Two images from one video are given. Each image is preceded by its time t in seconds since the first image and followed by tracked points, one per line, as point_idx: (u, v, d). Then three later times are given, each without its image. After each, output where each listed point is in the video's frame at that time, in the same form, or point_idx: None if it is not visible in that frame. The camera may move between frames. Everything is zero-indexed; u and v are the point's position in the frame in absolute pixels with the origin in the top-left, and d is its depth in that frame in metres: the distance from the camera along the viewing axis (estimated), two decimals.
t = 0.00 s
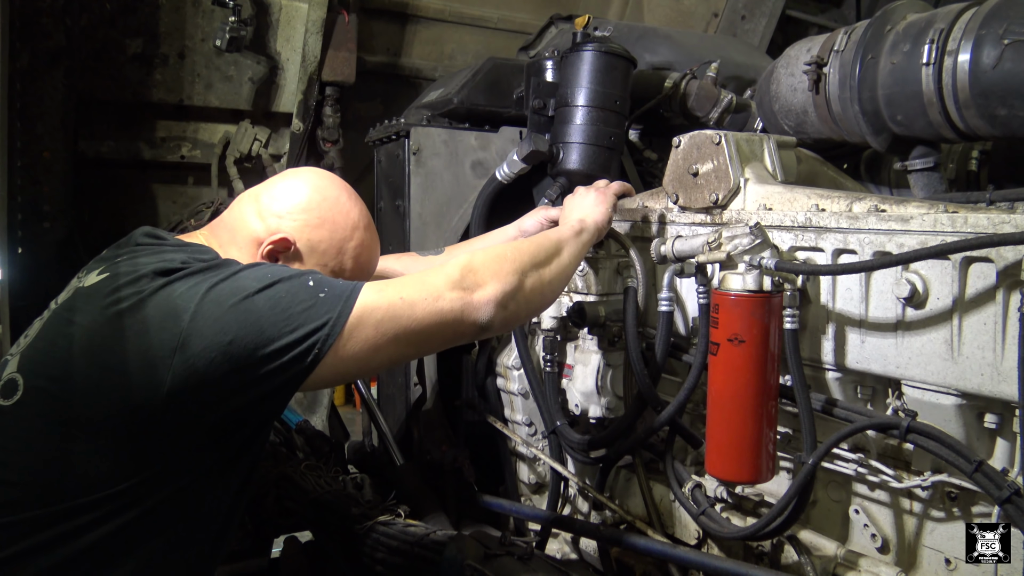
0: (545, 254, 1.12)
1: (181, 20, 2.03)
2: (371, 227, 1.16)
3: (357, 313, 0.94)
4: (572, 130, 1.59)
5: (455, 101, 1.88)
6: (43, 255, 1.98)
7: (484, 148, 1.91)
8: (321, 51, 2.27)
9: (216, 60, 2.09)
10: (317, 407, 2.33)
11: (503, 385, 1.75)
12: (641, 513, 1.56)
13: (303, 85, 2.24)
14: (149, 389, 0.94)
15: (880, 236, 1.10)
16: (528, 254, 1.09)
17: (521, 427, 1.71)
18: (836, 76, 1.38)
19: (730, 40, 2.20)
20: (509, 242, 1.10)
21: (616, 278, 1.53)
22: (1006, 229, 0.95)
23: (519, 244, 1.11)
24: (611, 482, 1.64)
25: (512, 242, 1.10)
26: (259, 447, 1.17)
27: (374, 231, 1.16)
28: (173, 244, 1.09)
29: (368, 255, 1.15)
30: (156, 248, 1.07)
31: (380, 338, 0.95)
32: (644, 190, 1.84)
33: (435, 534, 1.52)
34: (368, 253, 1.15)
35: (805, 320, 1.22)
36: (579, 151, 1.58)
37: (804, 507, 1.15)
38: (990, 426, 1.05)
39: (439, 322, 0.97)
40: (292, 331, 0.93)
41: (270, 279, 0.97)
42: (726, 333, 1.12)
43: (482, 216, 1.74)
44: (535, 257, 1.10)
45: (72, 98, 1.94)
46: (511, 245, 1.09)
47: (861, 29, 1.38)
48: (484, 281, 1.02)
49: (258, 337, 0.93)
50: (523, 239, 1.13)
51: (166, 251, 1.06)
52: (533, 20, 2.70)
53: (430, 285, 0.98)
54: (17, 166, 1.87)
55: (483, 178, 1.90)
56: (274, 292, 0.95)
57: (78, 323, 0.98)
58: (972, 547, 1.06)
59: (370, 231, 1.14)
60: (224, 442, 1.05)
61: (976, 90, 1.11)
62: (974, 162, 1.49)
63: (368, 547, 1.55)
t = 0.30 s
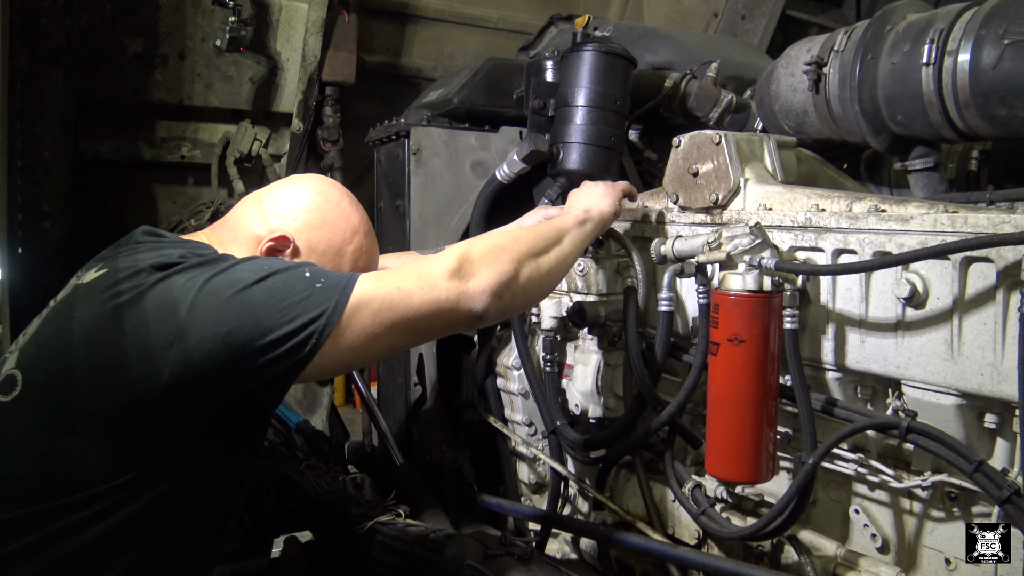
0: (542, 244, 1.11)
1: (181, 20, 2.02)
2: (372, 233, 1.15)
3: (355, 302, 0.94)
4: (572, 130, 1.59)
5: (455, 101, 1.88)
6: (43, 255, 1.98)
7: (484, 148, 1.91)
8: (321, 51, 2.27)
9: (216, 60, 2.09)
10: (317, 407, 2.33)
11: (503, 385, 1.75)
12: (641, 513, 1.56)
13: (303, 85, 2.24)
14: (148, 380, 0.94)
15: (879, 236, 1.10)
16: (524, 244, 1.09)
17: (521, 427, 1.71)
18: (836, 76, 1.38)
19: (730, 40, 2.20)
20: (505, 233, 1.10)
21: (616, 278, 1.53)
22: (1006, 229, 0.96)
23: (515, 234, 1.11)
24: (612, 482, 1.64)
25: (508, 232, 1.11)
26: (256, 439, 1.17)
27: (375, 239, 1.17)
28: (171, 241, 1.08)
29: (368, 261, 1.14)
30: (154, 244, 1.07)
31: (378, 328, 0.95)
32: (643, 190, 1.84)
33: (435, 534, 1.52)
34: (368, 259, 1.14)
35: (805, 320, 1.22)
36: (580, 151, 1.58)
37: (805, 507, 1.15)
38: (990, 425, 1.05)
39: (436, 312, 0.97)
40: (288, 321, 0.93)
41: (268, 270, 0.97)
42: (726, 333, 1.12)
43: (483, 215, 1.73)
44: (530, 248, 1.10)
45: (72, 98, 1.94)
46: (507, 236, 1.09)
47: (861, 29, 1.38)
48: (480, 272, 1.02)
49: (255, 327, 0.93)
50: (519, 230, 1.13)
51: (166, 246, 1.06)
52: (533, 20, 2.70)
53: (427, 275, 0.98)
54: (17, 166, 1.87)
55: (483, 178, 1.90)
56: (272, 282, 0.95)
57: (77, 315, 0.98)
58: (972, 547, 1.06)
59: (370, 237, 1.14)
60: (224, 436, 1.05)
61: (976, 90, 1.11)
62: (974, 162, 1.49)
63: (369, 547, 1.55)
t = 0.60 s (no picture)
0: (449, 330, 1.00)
1: (181, 20, 2.02)
2: (343, 229, 1.14)
3: (230, 360, 0.88)
4: (572, 131, 1.59)
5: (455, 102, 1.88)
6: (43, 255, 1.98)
7: (484, 148, 1.91)
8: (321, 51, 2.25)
9: (216, 60, 2.09)
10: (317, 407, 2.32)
11: (503, 385, 1.75)
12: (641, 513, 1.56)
13: (303, 85, 2.23)
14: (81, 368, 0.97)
15: (880, 236, 1.10)
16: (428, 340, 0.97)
17: (521, 427, 1.71)
18: (836, 76, 1.38)
19: (730, 40, 2.20)
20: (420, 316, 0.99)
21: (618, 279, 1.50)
22: (1006, 229, 0.96)
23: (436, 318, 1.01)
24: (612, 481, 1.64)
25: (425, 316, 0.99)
26: (240, 430, 1.20)
27: (346, 233, 1.15)
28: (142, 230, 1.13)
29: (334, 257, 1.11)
30: (129, 233, 1.12)
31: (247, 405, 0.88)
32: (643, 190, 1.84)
33: (435, 534, 1.52)
34: (334, 253, 1.11)
35: (805, 320, 1.22)
36: (579, 151, 1.58)
37: (804, 507, 1.15)
38: (990, 425, 1.05)
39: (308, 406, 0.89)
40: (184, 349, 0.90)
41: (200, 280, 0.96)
42: (726, 333, 1.12)
43: (482, 216, 1.74)
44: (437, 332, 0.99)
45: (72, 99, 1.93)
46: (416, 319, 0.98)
47: (861, 29, 1.38)
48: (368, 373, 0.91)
49: (143, 340, 0.91)
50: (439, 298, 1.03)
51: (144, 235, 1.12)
52: (533, 20, 2.70)
53: (306, 362, 0.88)
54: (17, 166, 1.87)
55: (483, 178, 1.90)
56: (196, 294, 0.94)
57: (29, 285, 1.05)
58: (972, 547, 1.06)
59: (339, 229, 1.13)
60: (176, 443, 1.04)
61: (976, 90, 1.11)
62: (974, 162, 1.49)
63: (368, 546, 1.56)
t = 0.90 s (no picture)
0: None
1: (181, 20, 2.02)
2: (284, 195, 1.05)
3: (29, 494, 0.81)
4: (572, 130, 1.59)
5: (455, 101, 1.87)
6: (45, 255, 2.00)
7: (484, 148, 1.91)
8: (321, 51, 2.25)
9: (216, 60, 2.09)
10: (317, 407, 2.32)
11: (503, 385, 1.76)
12: (641, 513, 1.56)
13: (303, 85, 2.22)
14: None
15: (880, 235, 1.10)
16: None
17: (521, 427, 1.72)
18: (836, 76, 1.38)
19: (730, 40, 2.20)
20: None
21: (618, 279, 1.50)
22: (1006, 229, 0.96)
23: None
24: (612, 482, 1.64)
25: None
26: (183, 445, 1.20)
27: (290, 196, 1.07)
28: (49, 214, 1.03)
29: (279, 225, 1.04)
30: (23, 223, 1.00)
31: None
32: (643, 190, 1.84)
33: (435, 534, 1.51)
34: (278, 221, 1.03)
35: (805, 320, 1.22)
36: (579, 151, 1.58)
37: (804, 507, 1.15)
38: (990, 425, 1.05)
39: None
40: (59, 419, 0.87)
41: (57, 315, 0.90)
42: (726, 333, 1.12)
43: (482, 216, 1.74)
44: None
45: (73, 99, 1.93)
46: None
47: (861, 29, 1.38)
48: None
49: None
50: None
51: (79, 221, 1.04)
52: (533, 20, 2.69)
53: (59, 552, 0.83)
54: (17, 167, 1.87)
55: (483, 178, 1.90)
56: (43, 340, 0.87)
57: None
58: (971, 547, 1.06)
59: (281, 195, 1.05)
60: (130, 469, 1.05)
61: (976, 90, 1.11)
62: (973, 161, 1.49)
63: (369, 546, 1.56)
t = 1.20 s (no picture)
0: None
1: (181, 20, 1.98)
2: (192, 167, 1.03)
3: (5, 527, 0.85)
4: (572, 131, 1.59)
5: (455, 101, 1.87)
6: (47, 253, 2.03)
7: (484, 148, 1.91)
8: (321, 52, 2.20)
9: (216, 60, 2.05)
10: (317, 406, 2.29)
11: (503, 386, 1.76)
12: (641, 513, 1.56)
13: (303, 85, 2.18)
14: None
15: (880, 235, 1.10)
16: None
17: (521, 427, 1.72)
18: (836, 76, 1.38)
19: (730, 40, 2.20)
20: None
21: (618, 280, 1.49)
22: (1006, 229, 0.96)
23: None
24: (612, 482, 1.64)
25: None
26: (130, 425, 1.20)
27: (201, 165, 1.05)
28: None
29: (195, 199, 1.02)
30: None
31: None
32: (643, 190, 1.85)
33: (435, 534, 1.51)
34: (192, 193, 1.01)
35: (805, 320, 1.22)
36: (579, 151, 1.58)
37: (804, 507, 1.15)
38: (990, 426, 1.05)
39: None
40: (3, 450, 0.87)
41: None
42: (726, 333, 1.12)
43: (482, 216, 1.74)
44: None
45: (72, 100, 1.94)
46: None
47: (861, 29, 1.38)
48: None
49: None
50: None
51: None
52: (534, 20, 2.69)
53: None
54: (17, 165, 1.89)
55: (483, 178, 1.90)
56: None
57: None
58: (971, 547, 1.06)
59: (190, 167, 1.02)
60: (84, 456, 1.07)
61: (976, 90, 1.11)
62: (973, 162, 1.49)
63: (369, 546, 1.56)
